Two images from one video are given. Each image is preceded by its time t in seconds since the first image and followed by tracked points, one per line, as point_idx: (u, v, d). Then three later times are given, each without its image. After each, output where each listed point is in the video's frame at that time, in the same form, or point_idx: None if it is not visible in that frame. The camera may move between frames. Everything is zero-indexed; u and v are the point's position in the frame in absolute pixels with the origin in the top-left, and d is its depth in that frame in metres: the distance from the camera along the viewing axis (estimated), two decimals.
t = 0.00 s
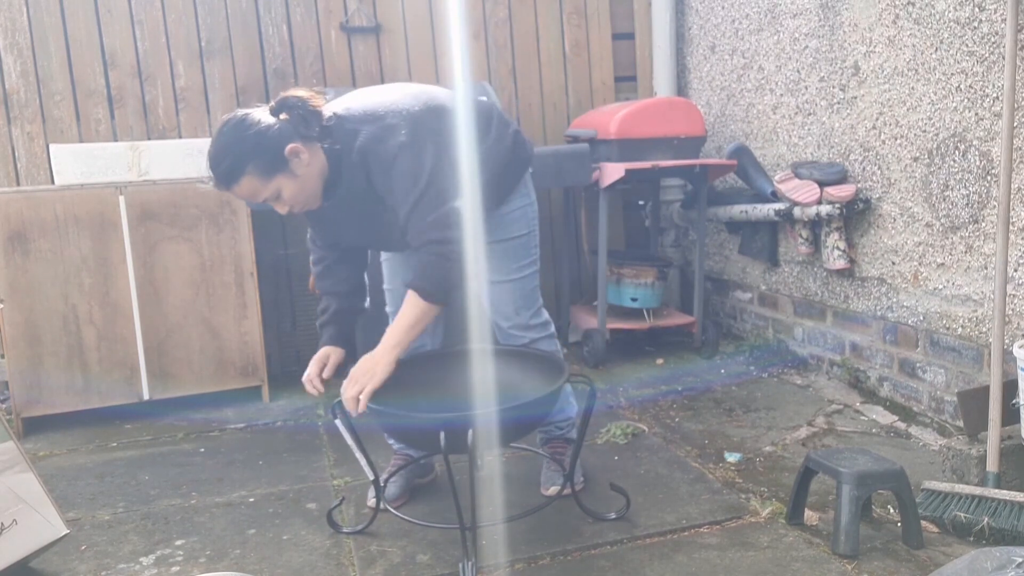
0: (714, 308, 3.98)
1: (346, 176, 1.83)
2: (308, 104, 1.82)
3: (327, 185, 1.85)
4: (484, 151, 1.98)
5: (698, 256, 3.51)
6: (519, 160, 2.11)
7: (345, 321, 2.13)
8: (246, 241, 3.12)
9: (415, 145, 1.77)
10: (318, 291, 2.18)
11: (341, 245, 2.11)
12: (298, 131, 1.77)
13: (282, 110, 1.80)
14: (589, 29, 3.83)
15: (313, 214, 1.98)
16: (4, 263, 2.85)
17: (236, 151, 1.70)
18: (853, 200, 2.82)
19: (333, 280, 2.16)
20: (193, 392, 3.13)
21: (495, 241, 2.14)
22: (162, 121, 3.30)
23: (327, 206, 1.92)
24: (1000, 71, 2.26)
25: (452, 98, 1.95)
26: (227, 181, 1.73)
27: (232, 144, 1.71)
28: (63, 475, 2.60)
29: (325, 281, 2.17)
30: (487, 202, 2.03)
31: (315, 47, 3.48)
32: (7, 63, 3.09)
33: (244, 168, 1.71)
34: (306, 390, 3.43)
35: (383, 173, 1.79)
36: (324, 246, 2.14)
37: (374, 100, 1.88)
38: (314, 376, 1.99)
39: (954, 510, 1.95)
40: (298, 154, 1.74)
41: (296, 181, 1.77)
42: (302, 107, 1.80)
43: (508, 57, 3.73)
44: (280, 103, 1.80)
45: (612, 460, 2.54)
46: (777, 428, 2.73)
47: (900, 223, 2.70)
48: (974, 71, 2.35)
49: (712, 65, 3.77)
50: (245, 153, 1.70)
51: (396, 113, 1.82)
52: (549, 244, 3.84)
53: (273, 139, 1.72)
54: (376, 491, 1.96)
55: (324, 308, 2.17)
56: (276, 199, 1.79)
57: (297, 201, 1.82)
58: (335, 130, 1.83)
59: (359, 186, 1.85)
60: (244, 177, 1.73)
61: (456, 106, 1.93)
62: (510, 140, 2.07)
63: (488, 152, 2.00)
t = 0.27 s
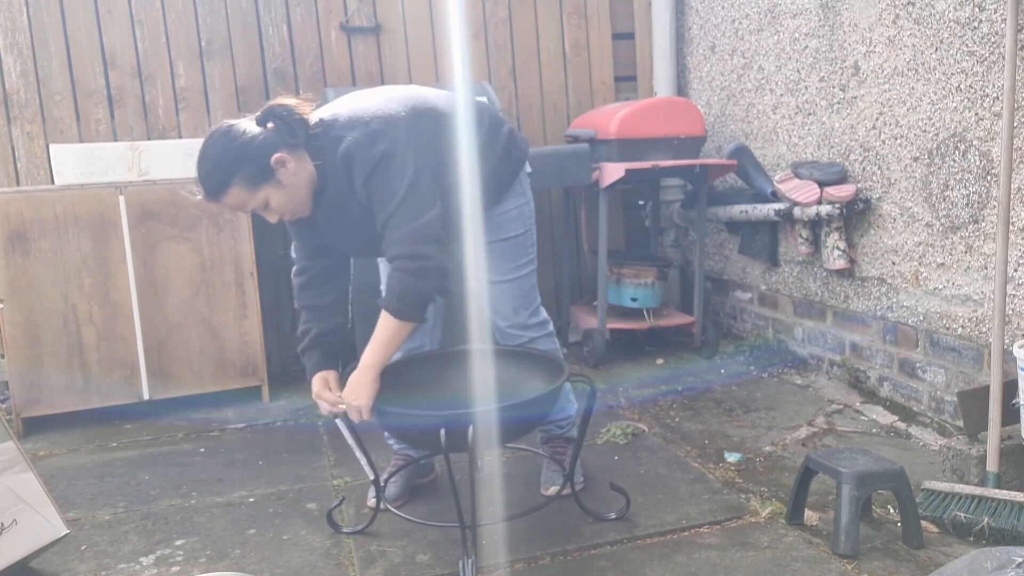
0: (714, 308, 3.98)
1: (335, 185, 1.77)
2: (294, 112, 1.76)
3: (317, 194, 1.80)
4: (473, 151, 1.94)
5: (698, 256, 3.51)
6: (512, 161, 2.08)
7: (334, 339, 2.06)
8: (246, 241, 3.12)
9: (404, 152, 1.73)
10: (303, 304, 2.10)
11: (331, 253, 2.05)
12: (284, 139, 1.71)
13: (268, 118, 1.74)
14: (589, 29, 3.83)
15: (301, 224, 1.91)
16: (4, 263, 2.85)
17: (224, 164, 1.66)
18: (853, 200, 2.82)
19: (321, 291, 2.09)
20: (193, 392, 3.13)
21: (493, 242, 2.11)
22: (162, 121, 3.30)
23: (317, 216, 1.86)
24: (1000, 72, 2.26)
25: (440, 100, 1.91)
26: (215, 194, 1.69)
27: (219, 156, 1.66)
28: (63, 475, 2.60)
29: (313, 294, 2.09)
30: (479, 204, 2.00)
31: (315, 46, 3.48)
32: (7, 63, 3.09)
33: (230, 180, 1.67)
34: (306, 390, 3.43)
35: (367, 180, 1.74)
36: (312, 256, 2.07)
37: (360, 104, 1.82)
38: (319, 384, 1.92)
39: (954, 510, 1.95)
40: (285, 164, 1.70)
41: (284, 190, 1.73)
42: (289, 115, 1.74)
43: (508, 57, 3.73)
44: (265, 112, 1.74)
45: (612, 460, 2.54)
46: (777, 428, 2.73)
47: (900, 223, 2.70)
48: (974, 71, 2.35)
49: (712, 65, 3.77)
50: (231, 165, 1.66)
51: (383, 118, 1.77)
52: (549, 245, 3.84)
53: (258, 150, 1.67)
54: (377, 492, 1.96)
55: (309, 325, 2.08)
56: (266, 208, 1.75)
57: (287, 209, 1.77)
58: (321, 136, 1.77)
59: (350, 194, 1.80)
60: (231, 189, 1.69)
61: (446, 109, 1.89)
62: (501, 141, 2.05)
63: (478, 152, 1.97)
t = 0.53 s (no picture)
0: (714, 307, 3.98)
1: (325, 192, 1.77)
2: (279, 121, 1.76)
3: (308, 200, 1.79)
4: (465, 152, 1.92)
5: (698, 256, 3.51)
6: (507, 158, 2.05)
7: (334, 340, 2.06)
8: (246, 241, 3.12)
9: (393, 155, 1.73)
10: (302, 307, 2.10)
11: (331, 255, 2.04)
12: (269, 148, 1.71)
13: (254, 128, 1.74)
14: (589, 29, 3.83)
15: (298, 229, 1.91)
16: (4, 263, 2.85)
17: (211, 176, 1.66)
18: (853, 200, 2.82)
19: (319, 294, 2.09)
20: (193, 392, 3.13)
21: (489, 241, 2.09)
22: (162, 121, 3.30)
23: (312, 222, 1.86)
24: (1000, 71, 2.26)
25: (430, 99, 1.89)
26: (203, 206, 1.69)
27: (204, 169, 1.66)
28: (63, 475, 2.60)
29: (314, 296, 2.09)
30: (473, 204, 1.98)
31: (315, 46, 3.47)
32: (7, 63, 3.09)
33: (217, 192, 1.67)
34: (306, 390, 3.43)
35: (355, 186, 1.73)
36: (312, 258, 2.07)
37: (346, 109, 1.82)
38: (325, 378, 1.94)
39: (954, 510, 1.95)
40: (270, 173, 1.69)
41: (271, 199, 1.72)
42: (273, 125, 1.74)
43: (508, 57, 3.73)
44: (251, 122, 1.74)
45: (612, 460, 2.54)
46: (777, 428, 2.73)
47: (900, 223, 2.70)
48: (974, 71, 2.35)
49: (712, 65, 3.77)
50: (216, 177, 1.66)
51: (367, 123, 1.76)
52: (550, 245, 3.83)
53: (242, 160, 1.67)
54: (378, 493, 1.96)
55: (310, 326, 2.09)
56: (255, 218, 1.75)
57: (277, 218, 1.77)
58: (307, 143, 1.77)
59: (341, 200, 1.79)
60: (219, 200, 1.69)
61: (434, 108, 1.87)
62: (495, 137, 2.01)
63: (471, 151, 1.94)
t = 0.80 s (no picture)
0: (714, 307, 3.98)
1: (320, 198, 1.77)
2: (270, 127, 1.74)
3: (303, 205, 1.79)
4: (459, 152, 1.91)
5: (698, 256, 3.51)
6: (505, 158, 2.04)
7: (334, 340, 2.06)
8: (246, 241, 3.12)
9: (385, 158, 1.74)
10: (302, 308, 2.10)
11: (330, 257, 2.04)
12: (261, 156, 1.70)
13: (245, 136, 1.73)
14: (589, 29, 3.83)
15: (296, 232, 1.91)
16: (4, 263, 2.85)
17: (203, 187, 1.66)
18: (853, 200, 2.82)
19: (320, 294, 2.09)
20: (193, 392, 3.13)
21: (487, 241, 2.09)
22: (162, 121, 3.30)
23: (309, 226, 1.86)
24: (1000, 71, 2.26)
25: (424, 101, 1.89)
26: (198, 215, 1.70)
27: (197, 180, 1.67)
28: (63, 475, 2.60)
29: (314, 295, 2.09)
30: (470, 205, 1.98)
31: (315, 46, 3.47)
32: (7, 63, 3.09)
33: (210, 202, 1.67)
34: (306, 390, 3.43)
35: (347, 189, 1.73)
36: (312, 259, 2.06)
37: (339, 112, 1.81)
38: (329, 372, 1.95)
39: (954, 510, 1.95)
40: (262, 181, 1.69)
41: (264, 207, 1.72)
42: (264, 131, 1.73)
43: (508, 57, 3.73)
44: (241, 130, 1.73)
45: (612, 460, 2.54)
46: (777, 428, 2.73)
47: (900, 223, 2.71)
48: (974, 71, 2.35)
49: (712, 65, 3.77)
50: (209, 187, 1.66)
51: (361, 127, 1.75)
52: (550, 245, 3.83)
53: (234, 170, 1.67)
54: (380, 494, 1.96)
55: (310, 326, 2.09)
56: (250, 225, 1.75)
57: (272, 224, 1.77)
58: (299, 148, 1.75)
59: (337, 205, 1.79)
60: (213, 209, 1.69)
61: (429, 110, 1.87)
62: (492, 137, 2.00)
63: (467, 151, 1.94)
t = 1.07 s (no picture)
0: (714, 307, 3.98)
1: (317, 198, 1.77)
2: (266, 128, 1.74)
3: (301, 206, 1.79)
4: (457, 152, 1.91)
5: (698, 256, 3.51)
6: (504, 158, 2.04)
7: (335, 340, 2.06)
8: (246, 241, 3.12)
9: (383, 157, 1.73)
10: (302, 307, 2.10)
11: (329, 256, 2.04)
12: (258, 156, 1.70)
13: (242, 137, 1.73)
14: (589, 28, 3.83)
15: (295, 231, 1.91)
16: (4, 263, 2.85)
17: (201, 188, 1.66)
18: (853, 200, 2.82)
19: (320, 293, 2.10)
20: (193, 392, 3.13)
21: (486, 240, 2.09)
22: (162, 121, 3.30)
23: (307, 226, 1.86)
24: (1000, 71, 2.26)
25: (422, 101, 1.88)
26: (196, 217, 1.70)
27: (195, 181, 1.66)
28: (63, 475, 2.60)
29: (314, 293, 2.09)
30: (468, 205, 1.97)
31: (315, 46, 3.47)
32: (7, 63, 3.09)
33: (208, 203, 1.67)
34: (306, 390, 3.43)
35: (344, 189, 1.72)
36: (311, 258, 2.06)
37: (336, 112, 1.80)
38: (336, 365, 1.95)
39: (954, 510, 1.95)
40: (260, 182, 1.68)
41: (262, 207, 1.72)
42: (260, 133, 1.73)
43: (508, 57, 3.73)
44: (238, 132, 1.73)
45: (613, 460, 2.54)
46: (777, 428, 2.73)
47: (900, 223, 2.70)
48: (974, 71, 2.35)
49: (712, 64, 3.76)
50: (206, 188, 1.66)
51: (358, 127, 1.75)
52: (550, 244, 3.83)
53: (231, 170, 1.67)
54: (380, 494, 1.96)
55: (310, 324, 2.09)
56: (249, 226, 1.75)
57: (270, 224, 1.77)
58: (296, 149, 1.75)
59: (334, 205, 1.79)
60: (211, 210, 1.69)
61: (426, 109, 1.87)
62: (490, 136, 2.00)
63: (466, 151, 1.93)
